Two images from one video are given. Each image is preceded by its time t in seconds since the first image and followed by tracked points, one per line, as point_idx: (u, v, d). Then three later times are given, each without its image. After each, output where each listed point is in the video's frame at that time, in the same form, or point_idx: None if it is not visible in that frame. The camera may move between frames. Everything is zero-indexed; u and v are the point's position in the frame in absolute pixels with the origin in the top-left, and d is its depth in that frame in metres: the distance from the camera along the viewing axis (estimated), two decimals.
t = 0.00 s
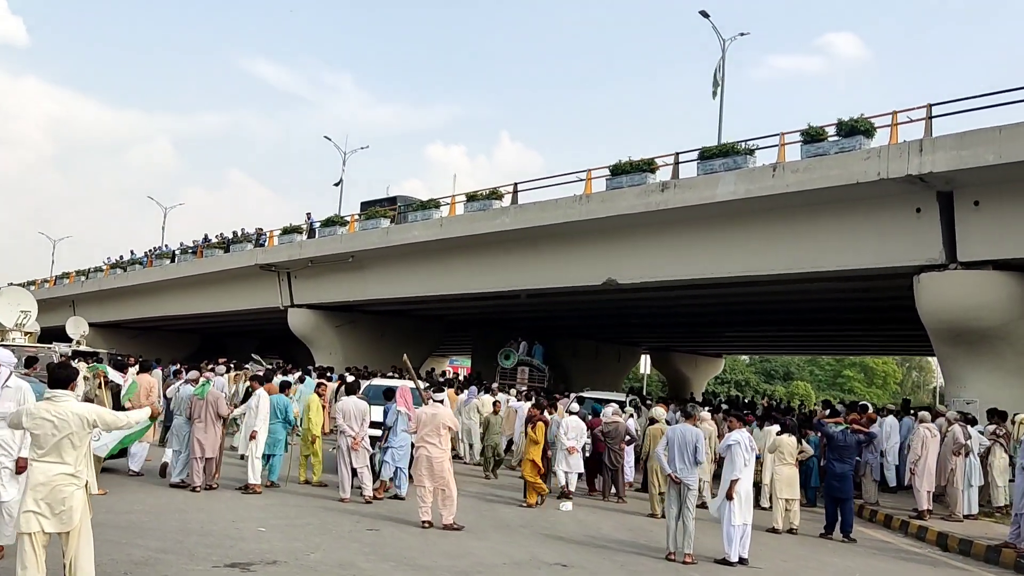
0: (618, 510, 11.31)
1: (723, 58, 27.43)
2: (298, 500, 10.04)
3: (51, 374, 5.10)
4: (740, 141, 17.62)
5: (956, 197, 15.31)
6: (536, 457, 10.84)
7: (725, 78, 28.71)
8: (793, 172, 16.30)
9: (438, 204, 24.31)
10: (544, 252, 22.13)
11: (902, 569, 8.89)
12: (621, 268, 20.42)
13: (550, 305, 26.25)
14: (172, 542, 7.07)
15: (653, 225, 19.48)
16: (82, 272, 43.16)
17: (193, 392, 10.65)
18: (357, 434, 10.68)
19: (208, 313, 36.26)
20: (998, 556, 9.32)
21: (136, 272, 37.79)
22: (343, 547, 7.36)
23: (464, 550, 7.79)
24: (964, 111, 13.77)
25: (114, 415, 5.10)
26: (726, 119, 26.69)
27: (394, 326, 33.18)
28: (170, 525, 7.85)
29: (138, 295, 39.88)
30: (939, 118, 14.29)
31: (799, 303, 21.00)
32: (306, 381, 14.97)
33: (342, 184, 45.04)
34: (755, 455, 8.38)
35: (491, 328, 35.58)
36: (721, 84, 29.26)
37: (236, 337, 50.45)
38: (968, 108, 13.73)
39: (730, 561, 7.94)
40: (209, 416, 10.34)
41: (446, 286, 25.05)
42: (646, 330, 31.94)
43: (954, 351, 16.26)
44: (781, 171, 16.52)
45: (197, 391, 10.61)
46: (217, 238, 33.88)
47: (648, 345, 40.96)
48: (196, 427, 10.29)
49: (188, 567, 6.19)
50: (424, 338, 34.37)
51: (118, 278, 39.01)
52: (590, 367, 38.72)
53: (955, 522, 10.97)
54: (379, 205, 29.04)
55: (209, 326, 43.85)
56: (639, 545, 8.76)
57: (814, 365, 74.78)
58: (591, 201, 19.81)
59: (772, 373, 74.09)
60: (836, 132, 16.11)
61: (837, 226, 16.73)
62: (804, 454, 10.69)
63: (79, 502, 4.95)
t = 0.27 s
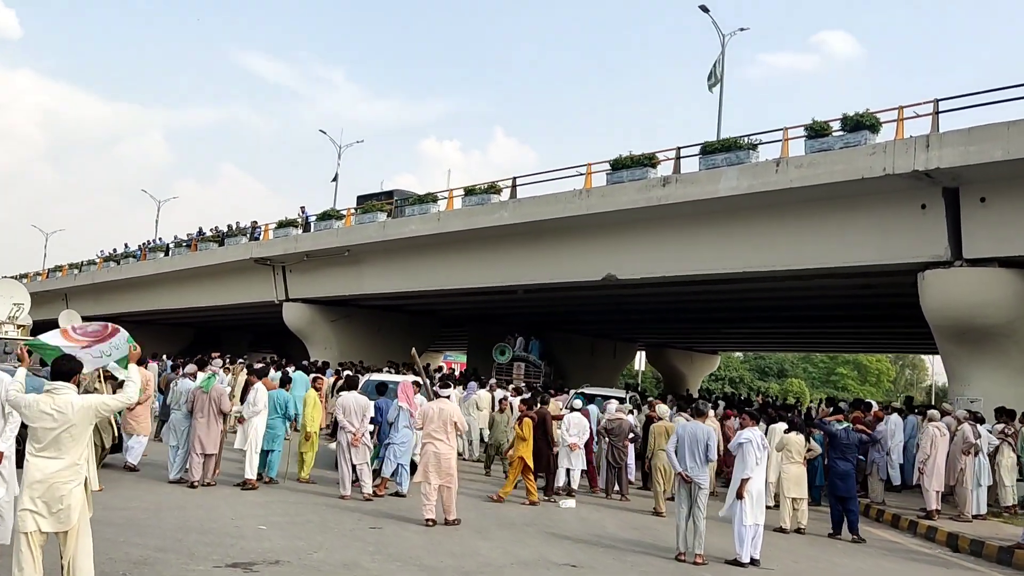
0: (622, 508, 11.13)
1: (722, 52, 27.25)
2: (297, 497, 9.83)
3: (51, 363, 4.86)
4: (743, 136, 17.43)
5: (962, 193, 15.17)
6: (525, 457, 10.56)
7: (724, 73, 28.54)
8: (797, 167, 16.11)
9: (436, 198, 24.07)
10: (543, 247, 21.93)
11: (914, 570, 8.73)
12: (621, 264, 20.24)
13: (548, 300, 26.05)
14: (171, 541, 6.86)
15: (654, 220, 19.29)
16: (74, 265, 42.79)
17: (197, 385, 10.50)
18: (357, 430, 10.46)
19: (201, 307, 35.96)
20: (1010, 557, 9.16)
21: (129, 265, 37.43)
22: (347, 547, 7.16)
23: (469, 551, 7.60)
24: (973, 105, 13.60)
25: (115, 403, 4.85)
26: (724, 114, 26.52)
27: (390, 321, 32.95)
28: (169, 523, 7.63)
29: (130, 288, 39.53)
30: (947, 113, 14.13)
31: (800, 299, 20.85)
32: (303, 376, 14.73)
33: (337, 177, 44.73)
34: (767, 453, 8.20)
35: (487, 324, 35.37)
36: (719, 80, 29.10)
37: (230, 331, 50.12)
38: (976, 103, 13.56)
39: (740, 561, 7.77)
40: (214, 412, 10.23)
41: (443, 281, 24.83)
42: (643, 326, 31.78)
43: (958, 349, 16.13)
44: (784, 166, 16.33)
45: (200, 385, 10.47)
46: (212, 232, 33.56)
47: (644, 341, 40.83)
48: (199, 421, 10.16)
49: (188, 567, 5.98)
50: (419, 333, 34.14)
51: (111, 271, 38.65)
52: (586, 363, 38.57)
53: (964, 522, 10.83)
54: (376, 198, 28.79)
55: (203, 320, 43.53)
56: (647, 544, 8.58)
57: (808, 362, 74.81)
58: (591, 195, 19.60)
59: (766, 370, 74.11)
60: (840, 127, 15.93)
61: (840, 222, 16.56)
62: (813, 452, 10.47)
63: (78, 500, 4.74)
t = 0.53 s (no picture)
0: (627, 511, 10.95)
1: (723, 51, 27.12)
2: (297, 499, 9.61)
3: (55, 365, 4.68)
4: (747, 134, 17.28)
5: (969, 193, 15.02)
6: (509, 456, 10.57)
7: (725, 71, 28.43)
8: (802, 166, 15.94)
9: (435, 195, 23.86)
10: (543, 245, 21.74)
11: (929, 575, 8.55)
12: (622, 263, 20.06)
13: (546, 299, 25.86)
14: (171, 546, 6.65)
15: (657, 219, 19.10)
16: (68, 261, 42.47)
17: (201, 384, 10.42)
18: (359, 431, 10.25)
19: (197, 304, 35.68)
20: None
21: (123, 262, 37.13)
22: (351, 552, 6.96)
23: (476, 556, 7.39)
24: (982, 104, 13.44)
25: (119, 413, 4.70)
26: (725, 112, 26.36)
27: (387, 319, 32.73)
28: (168, 526, 7.42)
29: (125, 284, 39.22)
30: (956, 111, 13.96)
31: (801, 299, 20.70)
32: (301, 375, 14.52)
33: (333, 174, 44.52)
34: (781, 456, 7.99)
35: (484, 322, 35.17)
36: (720, 78, 28.96)
37: (224, 328, 49.84)
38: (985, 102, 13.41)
39: (755, 568, 7.58)
40: (219, 412, 10.18)
41: (442, 278, 24.62)
42: (642, 325, 31.61)
43: (964, 351, 15.96)
44: (789, 165, 16.16)
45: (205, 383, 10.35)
46: (208, 228, 33.29)
47: (642, 341, 40.66)
48: (203, 419, 10.04)
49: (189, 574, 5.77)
50: (416, 331, 33.95)
51: (105, 267, 38.35)
52: (584, 363, 38.40)
53: (974, 527, 10.68)
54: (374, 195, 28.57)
55: (197, 317, 43.24)
56: (657, 549, 8.38)
57: (802, 362, 74.82)
58: (593, 193, 19.42)
59: (761, 370, 74.10)
60: (846, 125, 15.78)
61: (846, 222, 16.39)
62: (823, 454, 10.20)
63: (80, 507, 4.56)
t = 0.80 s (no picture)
0: (636, 510, 10.88)
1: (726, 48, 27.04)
2: (304, 498, 9.52)
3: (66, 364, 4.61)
4: (754, 131, 17.21)
5: (976, 192, 14.95)
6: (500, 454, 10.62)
7: (728, 68, 28.35)
8: (809, 164, 15.88)
9: (437, 192, 23.76)
10: (546, 242, 21.65)
11: None
12: (626, 260, 19.99)
13: (548, 296, 25.78)
14: (181, 547, 6.56)
15: (661, 216, 19.03)
16: (66, 256, 42.28)
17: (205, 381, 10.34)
18: (367, 430, 10.20)
19: (195, 299, 35.53)
20: None
21: (122, 257, 36.96)
22: (364, 554, 6.86)
23: (489, 557, 7.30)
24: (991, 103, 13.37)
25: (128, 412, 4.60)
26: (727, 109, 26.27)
27: (387, 316, 32.62)
28: (176, 526, 7.32)
29: (123, 280, 39.05)
30: (965, 110, 13.90)
31: (805, 297, 20.65)
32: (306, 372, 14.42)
33: (333, 170, 44.34)
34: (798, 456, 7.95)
35: (484, 319, 35.07)
36: (723, 75, 28.89)
37: (222, 324, 49.67)
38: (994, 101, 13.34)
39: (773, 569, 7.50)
40: (223, 408, 10.11)
41: (444, 275, 24.52)
42: (643, 323, 31.55)
43: (969, 350, 15.91)
44: (796, 163, 16.10)
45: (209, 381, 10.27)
46: (207, 224, 33.14)
47: (641, 339, 40.60)
48: (208, 418, 9.96)
49: None
50: (416, 328, 33.86)
51: (103, 262, 38.18)
52: (583, 360, 38.33)
53: (985, 527, 10.65)
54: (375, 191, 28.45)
55: (196, 313, 43.08)
56: (669, 551, 8.30)
57: (799, 360, 74.82)
58: (597, 190, 19.33)
59: (759, 368, 74.08)
60: (854, 124, 15.71)
61: (852, 221, 16.34)
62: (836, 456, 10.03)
63: (89, 509, 4.46)
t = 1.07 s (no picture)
0: (645, 514, 10.69)
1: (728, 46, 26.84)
2: (308, 501, 9.31)
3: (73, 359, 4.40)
4: (760, 130, 17.02)
5: (986, 192, 14.78)
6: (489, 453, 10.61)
7: (730, 67, 28.16)
8: (817, 163, 15.69)
9: (438, 189, 23.53)
10: (548, 240, 21.44)
11: None
12: (630, 260, 19.79)
13: (549, 295, 25.58)
14: (185, 553, 6.35)
15: (665, 215, 18.84)
16: (61, 253, 41.95)
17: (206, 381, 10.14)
18: (372, 431, 9.92)
19: (192, 298, 35.25)
20: None
21: (118, 254, 36.66)
22: (373, 560, 6.66)
23: (501, 564, 7.11)
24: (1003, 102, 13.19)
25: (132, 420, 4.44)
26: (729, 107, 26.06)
27: (385, 315, 32.39)
28: (179, 531, 7.11)
29: (119, 277, 38.74)
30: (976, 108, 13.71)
31: (809, 297, 20.47)
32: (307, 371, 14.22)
33: (330, 168, 44.10)
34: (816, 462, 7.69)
35: (483, 319, 34.86)
36: (725, 73, 28.70)
37: (218, 322, 49.38)
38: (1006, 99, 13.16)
39: None
40: (224, 409, 9.92)
41: (444, 273, 24.30)
42: (642, 323, 31.37)
43: (978, 352, 15.75)
44: (803, 162, 15.91)
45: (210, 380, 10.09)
46: (204, 221, 32.86)
47: (640, 338, 40.40)
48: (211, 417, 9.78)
49: None
50: (415, 327, 33.64)
51: (99, 259, 37.87)
52: (582, 359, 38.14)
53: (1000, 533, 10.48)
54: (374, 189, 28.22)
55: (192, 311, 42.79)
56: (684, 557, 8.12)
57: (796, 361, 74.70)
58: (600, 188, 19.12)
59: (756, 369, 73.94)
60: (862, 122, 15.54)
61: (859, 220, 16.16)
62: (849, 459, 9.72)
63: (96, 518, 4.33)
